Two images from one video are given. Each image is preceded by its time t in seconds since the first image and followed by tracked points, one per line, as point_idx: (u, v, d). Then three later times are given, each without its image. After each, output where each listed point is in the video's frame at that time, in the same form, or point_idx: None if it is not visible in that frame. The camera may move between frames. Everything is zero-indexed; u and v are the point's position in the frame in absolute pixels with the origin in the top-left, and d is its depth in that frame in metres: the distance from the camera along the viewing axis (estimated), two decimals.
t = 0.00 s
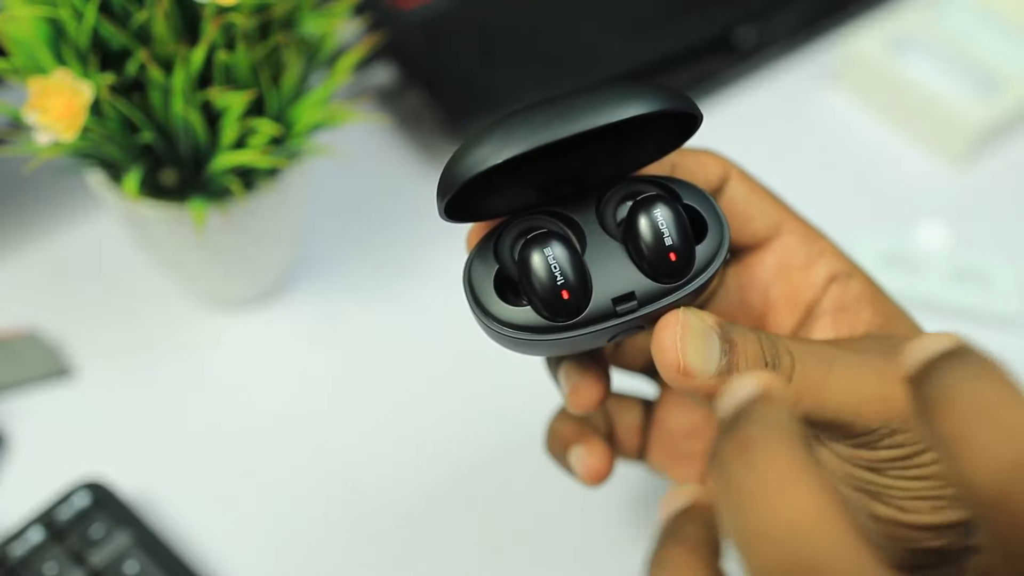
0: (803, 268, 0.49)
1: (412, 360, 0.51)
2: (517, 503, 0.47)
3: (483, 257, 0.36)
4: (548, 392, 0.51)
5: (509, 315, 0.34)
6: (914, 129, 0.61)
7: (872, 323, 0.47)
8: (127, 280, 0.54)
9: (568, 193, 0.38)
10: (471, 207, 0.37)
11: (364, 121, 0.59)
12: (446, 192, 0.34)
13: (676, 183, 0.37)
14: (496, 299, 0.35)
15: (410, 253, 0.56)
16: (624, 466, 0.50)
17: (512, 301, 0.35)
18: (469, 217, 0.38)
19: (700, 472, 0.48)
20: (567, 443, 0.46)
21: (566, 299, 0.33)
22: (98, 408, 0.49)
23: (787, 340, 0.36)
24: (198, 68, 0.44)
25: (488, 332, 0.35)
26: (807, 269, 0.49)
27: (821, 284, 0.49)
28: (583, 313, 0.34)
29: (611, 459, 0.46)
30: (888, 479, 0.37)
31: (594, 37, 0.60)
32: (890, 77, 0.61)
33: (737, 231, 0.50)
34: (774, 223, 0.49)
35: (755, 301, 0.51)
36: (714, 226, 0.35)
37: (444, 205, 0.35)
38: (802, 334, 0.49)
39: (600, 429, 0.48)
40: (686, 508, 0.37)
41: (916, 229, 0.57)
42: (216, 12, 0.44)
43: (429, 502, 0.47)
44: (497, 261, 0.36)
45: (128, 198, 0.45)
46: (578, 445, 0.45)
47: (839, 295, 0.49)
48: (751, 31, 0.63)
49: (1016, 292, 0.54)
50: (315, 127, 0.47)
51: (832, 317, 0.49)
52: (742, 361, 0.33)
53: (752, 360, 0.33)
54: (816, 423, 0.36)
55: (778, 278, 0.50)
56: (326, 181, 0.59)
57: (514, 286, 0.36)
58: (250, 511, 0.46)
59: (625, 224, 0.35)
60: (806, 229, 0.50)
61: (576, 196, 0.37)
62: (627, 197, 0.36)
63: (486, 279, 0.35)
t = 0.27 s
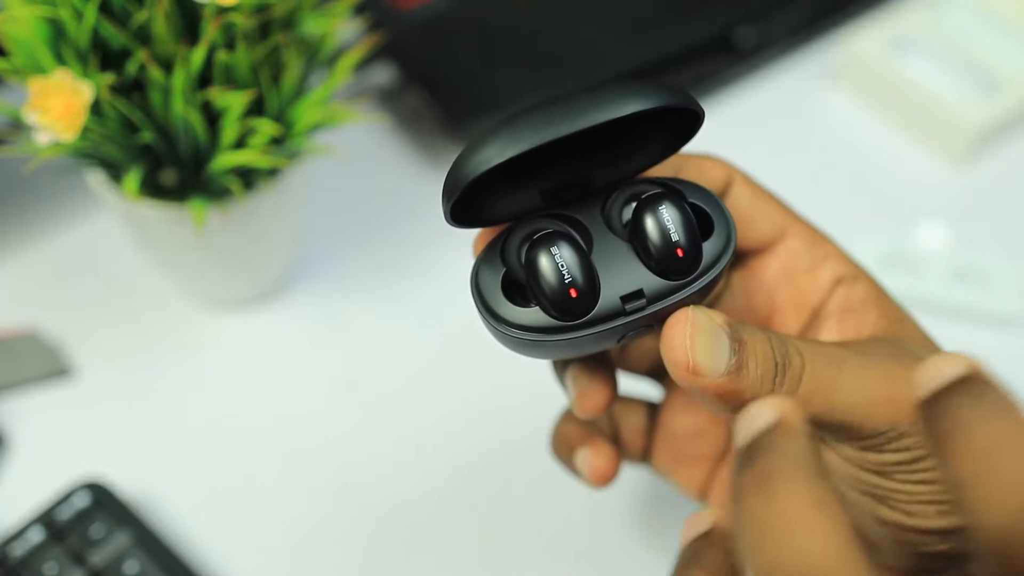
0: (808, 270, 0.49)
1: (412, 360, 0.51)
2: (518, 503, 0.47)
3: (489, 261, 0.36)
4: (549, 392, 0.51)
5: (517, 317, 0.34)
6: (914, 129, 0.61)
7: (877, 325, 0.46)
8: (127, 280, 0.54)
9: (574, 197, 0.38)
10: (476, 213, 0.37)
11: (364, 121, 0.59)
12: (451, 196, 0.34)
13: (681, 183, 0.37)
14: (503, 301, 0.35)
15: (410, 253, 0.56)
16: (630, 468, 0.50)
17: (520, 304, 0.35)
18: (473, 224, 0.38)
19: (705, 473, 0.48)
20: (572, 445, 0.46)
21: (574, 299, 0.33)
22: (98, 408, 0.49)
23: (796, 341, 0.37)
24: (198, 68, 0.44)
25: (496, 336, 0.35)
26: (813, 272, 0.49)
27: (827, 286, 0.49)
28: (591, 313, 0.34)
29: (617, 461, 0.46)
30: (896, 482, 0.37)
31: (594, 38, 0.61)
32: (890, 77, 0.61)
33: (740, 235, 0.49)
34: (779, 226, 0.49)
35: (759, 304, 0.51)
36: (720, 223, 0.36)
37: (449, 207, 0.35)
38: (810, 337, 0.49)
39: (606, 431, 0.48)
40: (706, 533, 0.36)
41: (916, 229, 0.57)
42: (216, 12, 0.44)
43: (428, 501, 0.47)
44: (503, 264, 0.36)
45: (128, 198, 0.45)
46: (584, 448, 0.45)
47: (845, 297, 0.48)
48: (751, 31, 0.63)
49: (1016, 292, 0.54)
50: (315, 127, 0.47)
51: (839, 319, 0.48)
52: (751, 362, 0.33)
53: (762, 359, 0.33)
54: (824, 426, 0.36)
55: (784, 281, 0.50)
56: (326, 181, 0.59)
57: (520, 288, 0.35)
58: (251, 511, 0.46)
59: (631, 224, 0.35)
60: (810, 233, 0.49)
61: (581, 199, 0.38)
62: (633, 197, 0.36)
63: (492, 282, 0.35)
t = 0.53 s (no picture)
0: (809, 263, 0.49)
1: (412, 360, 0.51)
2: (518, 502, 0.47)
3: (489, 257, 0.36)
4: (548, 391, 0.51)
5: (518, 311, 0.34)
6: (914, 129, 0.61)
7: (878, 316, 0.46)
8: (127, 280, 0.54)
9: (571, 190, 0.38)
10: (473, 207, 0.37)
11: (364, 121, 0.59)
12: (448, 189, 0.34)
13: (681, 173, 0.37)
14: (504, 296, 0.35)
15: (410, 253, 0.56)
16: (629, 462, 0.50)
17: (521, 298, 0.35)
18: (471, 218, 0.38)
19: (704, 469, 0.49)
20: (571, 438, 0.46)
21: (575, 291, 0.33)
22: (98, 408, 0.49)
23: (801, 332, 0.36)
24: (198, 68, 0.44)
25: (496, 330, 0.35)
26: (814, 264, 0.49)
27: (829, 278, 0.49)
28: (592, 304, 0.34)
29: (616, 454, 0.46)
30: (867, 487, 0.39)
31: (594, 37, 0.61)
32: (890, 77, 0.61)
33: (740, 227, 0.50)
34: (781, 219, 0.49)
35: (760, 295, 0.51)
36: (721, 212, 0.36)
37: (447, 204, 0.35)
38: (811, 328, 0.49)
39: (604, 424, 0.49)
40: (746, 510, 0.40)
41: (916, 229, 0.57)
42: (216, 12, 0.44)
43: (428, 501, 0.47)
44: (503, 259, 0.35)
45: (128, 198, 0.45)
46: (583, 441, 0.45)
47: (846, 290, 0.48)
48: (752, 31, 0.63)
49: (1016, 292, 0.54)
50: (315, 127, 0.47)
51: (840, 311, 0.48)
52: (755, 354, 0.33)
53: (764, 351, 0.33)
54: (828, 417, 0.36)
55: (785, 274, 0.50)
56: (326, 181, 0.59)
57: (521, 282, 0.35)
58: (251, 511, 0.46)
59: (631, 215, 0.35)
60: (811, 225, 0.50)
61: (579, 192, 0.38)
62: (632, 188, 0.36)
63: (492, 277, 0.35)
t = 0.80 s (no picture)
0: (805, 267, 0.49)
1: (411, 360, 0.51)
2: (518, 503, 0.47)
3: (480, 263, 0.36)
4: (548, 391, 0.51)
5: (511, 318, 0.34)
6: (914, 129, 0.61)
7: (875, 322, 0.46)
8: (127, 280, 0.54)
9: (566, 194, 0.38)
10: (465, 212, 0.37)
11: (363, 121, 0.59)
12: (439, 194, 0.34)
13: (674, 176, 0.37)
14: (496, 302, 0.34)
15: (409, 253, 0.56)
16: (624, 468, 0.49)
17: (513, 304, 0.35)
18: (462, 225, 0.38)
19: (700, 475, 0.48)
20: (566, 444, 0.46)
21: (568, 297, 0.33)
22: (98, 408, 0.49)
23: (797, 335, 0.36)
24: (198, 68, 0.44)
25: (489, 337, 0.35)
26: (810, 268, 0.49)
27: (825, 282, 0.49)
28: (585, 309, 0.34)
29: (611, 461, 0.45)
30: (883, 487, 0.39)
31: (594, 38, 0.61)
32: (890, 77, 0.61)
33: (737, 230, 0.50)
34: (775, 222, 0.50)
35: (756, 300, 0.51)
36: (715, 216, 0.35)
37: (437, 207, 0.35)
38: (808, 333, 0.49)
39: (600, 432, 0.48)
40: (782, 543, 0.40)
41: (916, 230, 0.57)
42: (216, 12, 0.44)
43: (427, 501, 0.47)
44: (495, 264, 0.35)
45: (128, 198, 0.45)
46: (578, 447, 0.45)
47: (844, 294, 0.48)
48: (751, 31, 0.63)
49: (1016, 292, 0.54)
50: (315, 127, 0.47)
51: (837, 316, 0.48)
52: (750, 359, 0.33)
53: (760, 357, 0.33)
54: (826, 423, 0.36)
55: (781, 278, 0.50)
56: (326, 181, 0.59)
57: (513, 289, 0.35)
58: (251, 511, 0.46)
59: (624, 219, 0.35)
60: (806, 228, 0.50)
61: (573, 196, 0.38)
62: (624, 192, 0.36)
63: (484, 283, 0.35)
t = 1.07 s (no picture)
0: (808, 265, 0.49)
1: (411, 360, 0.51)
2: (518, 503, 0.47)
3: (486, 261, 0.36)
4: (548, 391, 0.51)
5: (516, 315, 0.34)
6: (914, 129, 0.61)
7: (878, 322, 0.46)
8: (127, 281, 0.54)
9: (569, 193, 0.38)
10: (471, 210, 0.37)
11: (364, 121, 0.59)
12: (445, 192, 0.34)
13: (679, 175, 0.37)
14: (501, 299, 0.35)
15: (410, 253, 0.56)
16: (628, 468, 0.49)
17: (518, 302, 0.35)
18: (468, 222, 0.38)
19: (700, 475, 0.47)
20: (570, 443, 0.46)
21: (572, 294, 0.33)
22: (98, 408, 0.49)
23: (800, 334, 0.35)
24: (198, 68, 0.44)
25: (494, 335, 0.35)
26: (813, 267, 0.49)
27: (828, 281, 0.49)
28: (589, 307, 0.33)
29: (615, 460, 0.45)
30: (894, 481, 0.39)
31: (594, 38, 0.61)
32: (890, 77, 0.61)
33: (742, 229, 0.49)
34: (780, 221, 0.50)
35: (759, 299, 0.51)
36: (719, 214, 0.36)
37: (443, 204, 0.35)
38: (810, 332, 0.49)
39: (604, 430, 0.48)
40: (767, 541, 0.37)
41: (916, 230, 0.57)
42: (216, 12, 0.44)
43: (427, 500, 0.47)
44: (501, 262, 0.36)
45: (128, 198, 0.45)
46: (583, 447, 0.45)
47: (846, 294, 0.48)
48: (751, 31, 0.63)
49: (1016, 292, 0.54)
50: (315, 127, 0.47)
51: (839, 316, 0.48)
52: (755, 356, 0.31)
53: (765, 355, 0.31)
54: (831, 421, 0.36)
55: (783, 276, 0.50)
56: (326, 181, 0.59)
57: (518, 287, 0.35)
58: (251, 511, 0.46)
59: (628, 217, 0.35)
60: (809, 227, 0.50)
61: (577, 195, 0.38)
62: (629, 190, 0.36)
63: (490, 281, 0.35)
